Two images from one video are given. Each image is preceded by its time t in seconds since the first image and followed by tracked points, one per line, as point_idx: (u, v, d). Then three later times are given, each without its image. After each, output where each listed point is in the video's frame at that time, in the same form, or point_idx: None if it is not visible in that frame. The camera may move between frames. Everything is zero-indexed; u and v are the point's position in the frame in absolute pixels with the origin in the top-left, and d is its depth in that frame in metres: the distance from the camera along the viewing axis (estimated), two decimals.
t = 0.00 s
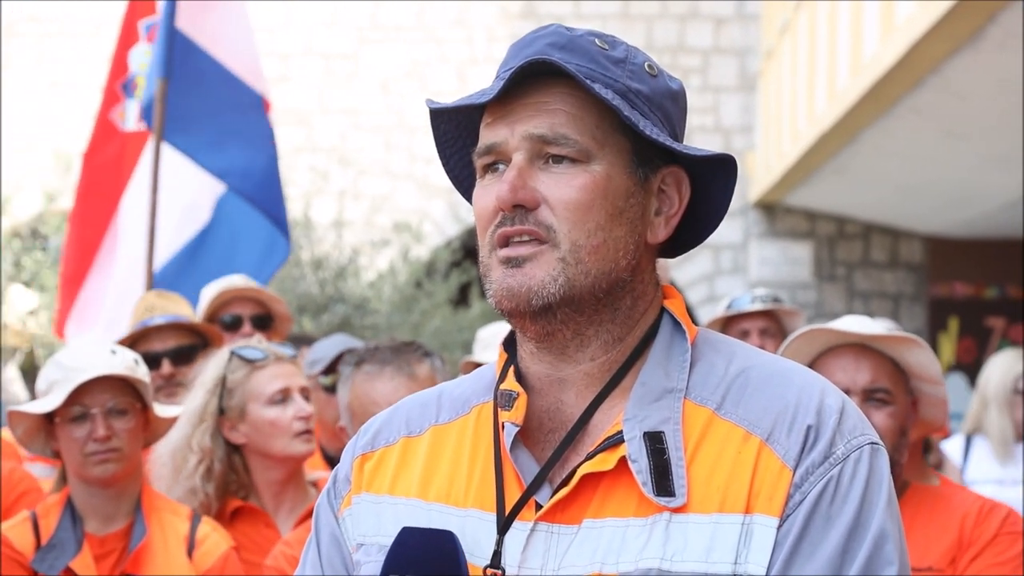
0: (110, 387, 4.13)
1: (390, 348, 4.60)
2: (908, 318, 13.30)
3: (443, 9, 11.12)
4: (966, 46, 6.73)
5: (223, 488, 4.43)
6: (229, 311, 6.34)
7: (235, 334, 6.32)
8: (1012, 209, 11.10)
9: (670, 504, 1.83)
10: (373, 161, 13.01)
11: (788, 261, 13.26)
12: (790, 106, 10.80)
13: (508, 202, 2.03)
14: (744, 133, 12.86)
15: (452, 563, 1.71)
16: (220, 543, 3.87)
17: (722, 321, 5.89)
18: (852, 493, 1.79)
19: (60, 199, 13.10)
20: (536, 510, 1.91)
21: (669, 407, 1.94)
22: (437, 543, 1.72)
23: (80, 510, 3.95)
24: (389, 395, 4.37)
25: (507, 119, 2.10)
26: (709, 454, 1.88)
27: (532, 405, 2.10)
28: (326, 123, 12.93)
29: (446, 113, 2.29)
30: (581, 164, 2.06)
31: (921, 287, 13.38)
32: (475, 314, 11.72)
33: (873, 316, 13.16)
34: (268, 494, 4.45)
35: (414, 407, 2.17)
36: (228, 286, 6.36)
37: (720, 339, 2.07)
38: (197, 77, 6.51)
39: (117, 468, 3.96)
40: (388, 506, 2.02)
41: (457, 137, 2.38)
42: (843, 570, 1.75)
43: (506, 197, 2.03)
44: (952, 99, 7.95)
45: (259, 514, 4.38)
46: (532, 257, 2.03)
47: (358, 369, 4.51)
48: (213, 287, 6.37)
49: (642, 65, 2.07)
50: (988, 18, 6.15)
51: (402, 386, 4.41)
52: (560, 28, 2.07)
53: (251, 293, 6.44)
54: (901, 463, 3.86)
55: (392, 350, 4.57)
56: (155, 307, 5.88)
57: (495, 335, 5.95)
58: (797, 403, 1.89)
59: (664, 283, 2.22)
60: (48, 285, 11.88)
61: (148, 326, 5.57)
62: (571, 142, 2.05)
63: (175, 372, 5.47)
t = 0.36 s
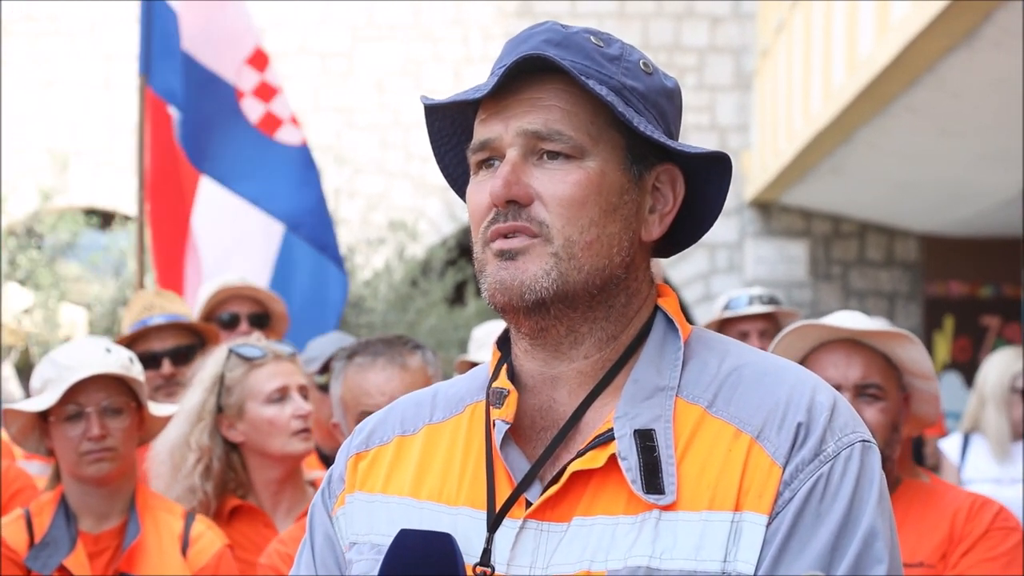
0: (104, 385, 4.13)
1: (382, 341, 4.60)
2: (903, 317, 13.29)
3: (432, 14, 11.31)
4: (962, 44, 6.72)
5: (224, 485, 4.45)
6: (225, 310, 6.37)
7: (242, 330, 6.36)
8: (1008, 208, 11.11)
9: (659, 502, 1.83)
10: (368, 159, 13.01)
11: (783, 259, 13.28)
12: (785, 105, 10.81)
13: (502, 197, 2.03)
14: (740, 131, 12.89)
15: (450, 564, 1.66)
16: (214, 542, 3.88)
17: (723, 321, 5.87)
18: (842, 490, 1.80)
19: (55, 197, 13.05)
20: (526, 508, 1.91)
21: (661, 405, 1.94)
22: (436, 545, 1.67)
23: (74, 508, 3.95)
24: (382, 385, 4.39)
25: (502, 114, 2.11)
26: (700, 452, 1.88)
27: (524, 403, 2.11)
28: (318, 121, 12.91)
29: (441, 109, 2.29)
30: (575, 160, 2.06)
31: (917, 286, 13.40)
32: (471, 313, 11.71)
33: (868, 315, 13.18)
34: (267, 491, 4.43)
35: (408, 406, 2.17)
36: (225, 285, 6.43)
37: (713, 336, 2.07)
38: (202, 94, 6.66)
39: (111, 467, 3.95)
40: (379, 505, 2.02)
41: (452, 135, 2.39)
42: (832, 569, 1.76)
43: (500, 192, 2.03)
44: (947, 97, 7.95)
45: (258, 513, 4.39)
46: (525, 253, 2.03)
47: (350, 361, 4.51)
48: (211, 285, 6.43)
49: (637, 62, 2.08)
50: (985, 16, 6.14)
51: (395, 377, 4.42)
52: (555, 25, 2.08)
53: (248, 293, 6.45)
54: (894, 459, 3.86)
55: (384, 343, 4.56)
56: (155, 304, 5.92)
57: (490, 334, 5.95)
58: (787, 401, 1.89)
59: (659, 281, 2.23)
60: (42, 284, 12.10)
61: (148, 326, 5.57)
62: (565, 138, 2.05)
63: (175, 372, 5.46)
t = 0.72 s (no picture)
0: (103, 381, 4.14)
1: (381, 338, 4.62)
2: (903, 316, 13.38)
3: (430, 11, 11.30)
4: (961, 43, 6.73)
5: (225, 481, 4.45)
6: (224, 306, 6.42)
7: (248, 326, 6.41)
8: (1006, 208, 11.12)
9: (655, 498, 1.85)
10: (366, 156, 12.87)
11: (783, 258, 13.27)
12: (784, 104, 10.81)
13: (496, 201, 2.05)
14: (739, 130, 12.78)
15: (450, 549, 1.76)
16: (213, 537, 3.90)
17: (723, 320, 5.87)
18: (839, 488, 1.82)
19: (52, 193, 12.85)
20: (521, 505, 1.93)
21: (657, 402, 1.96)
22: (436, 534, 1.77)
23: (74, 503, 3.97)
24: (380, 382, 4.41)
25: (496, 115, 2.12)
26: (696, 449, 1.89)
27: (520, 400, 2.13)
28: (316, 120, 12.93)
29: (434, 108, 2.31)
30: (570, 162, 2.07)
31: (915, 286, 13.45)
32: (469, 311, 11.72)
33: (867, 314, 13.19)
34: (267, 488, 4.45)
35: (404, 400, 2.19)
36: (225, 280, 6.42)
37: (708, 333, 2.09)
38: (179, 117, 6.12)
39: (110, 463, 3.98)
40: (375, 498, 2.04)
41: (444, 133, 2.40)
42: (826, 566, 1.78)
43: (494, 196, 2.05)
44: (945, 97, 7.96)
45: (260, 511, 4.40)
46: (520, 256, 2.05)
47: (348, 358, 4.53)
48: (210, 280, 6.42)
49: (630, 59, 2.09)
50: (985, 15, 6.14)
51: (393, 374, 4.44)
52: (547, 22, 2.09)
53: (246, 289, 6.49)
54: (893, 460, 3.88)
55: (383, 340, 4.59)
56: (167, 302, 5.82)
57: (488, 332, 5.97)
58: (784, 398, 1.91)
59: (654, 278, 2.25)
60: (41, 280, 12.32)
61: (162, 327, 5.60)
62: (559, 139, 2.07)
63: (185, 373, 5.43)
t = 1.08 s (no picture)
0: (111, 380, 4.14)
1: (387, 339, 4.61)
2: (908, 314, 13.29)
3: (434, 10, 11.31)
4: (966, 41, 6.72)
5: (236, 482, 4.47)
6: (229, 305, 6.40)
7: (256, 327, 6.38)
8: (1011, 206, 11.11)
9: (665, 491, 1.84)
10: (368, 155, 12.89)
11: (787, 257, 13.30)
12: (788, 102, 10.81)
13: (506, 204, 2.05)
14: (743, 128, 12.78)
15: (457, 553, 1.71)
16: (221, 537, 3.90)
17: (732, 320, 5.85)
18: (849, 482, 1.82)
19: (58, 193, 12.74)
20: (532, 498, 1.93)
21: (667, 397, 1.96)
22: (443, 535, 1.73)
23: (82, 503, 3.98)
24: (385, 384, 4.41)
25: (505, 119, 2.12)
26: (706, 443, 1.89)
27: (531, 396, 2.12)
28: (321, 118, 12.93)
29: (445, 110, 2.30)
30: (579, 165, 2.07)
31: (921, 283, 13.39)
32: (475, 310, 11.72)
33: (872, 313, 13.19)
34: (277, 488, 4.45)
35: (414, 395, 2.19)
36: (230, 279, 6.38)
37: (718, 330, 2.09)
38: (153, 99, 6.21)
39: (119, 463, 3.98)
40: (384, 492, 2.04)
41: (453, 134, 2.40)
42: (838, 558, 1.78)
43: (504, 199, 2.05)
44: (949, 94, 7.95)
45: (270, 512, 4.39)
46: (530, 259, 2.05)
47: (355, 359, 4.54)
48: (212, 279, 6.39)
49: (639, 61, 2.09)
50: (990, 12, 6.13)
51: (399, 375, 4.44)
52: (556, 24, 2.09)
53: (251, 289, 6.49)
54: (900, 465, 3.89)
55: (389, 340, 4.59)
56: (182, 304, 5.69)
57: (495, 331, 5.96)
58: (794, 393, 1.91)
59: (664, 278, 2.24)
60: (48, 280, 11.94)
61: (177, 329, 5.54)
62: (569, 142, 2.06)
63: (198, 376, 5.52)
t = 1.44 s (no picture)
0: (115, 385, 4.14)
1: (390, 343, 4.61)
2: (911, 315, 13.33)
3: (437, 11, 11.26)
4: (970, 41, 6.70)
5: (240, 488, 4.46)
6: (232, 311, 6.39)
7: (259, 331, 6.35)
8: (1016, 207, 11.07)
9: (673, 497, 1.84)
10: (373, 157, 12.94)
11: (790, 258, 13.26)
12: (793, 101, 10.78)
13: (514, 206, 2.04)
14: (746, 130, 12.76)
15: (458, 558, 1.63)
16: (225, 542, 3.89)
17: (734, 322, 5.86)
18: (856, 486, 1.81)
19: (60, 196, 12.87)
20: (540, 504, 1.92)
21: (674, 403, 1.95)
22: (443, 542, 1.65)
23: (86, 508, 3.97)
24: (389, 389, 4.40)
25: (513, 123, 2.11)
26: (714, 449, 1.88)
27: (538, 401, 2.12)
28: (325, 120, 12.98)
29: (453, 115, 2.30)
30: (587, 168, 2.06)
31: (925, 284, 13.39)
32: (478, 313, 11.69)
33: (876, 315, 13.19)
34: (281, 492, 4.45)
35: (421, 402, 2.19)
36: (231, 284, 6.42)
37: (726, 335, 2.08)
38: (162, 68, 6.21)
39: (122, 469, 3.97)
40: (392, 500, 2.03)
41: (462, 138, 2.39)
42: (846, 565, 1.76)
43: (512, 202, 2.04)
44: (954, 95, 7.93)
45: (274, 515, 4.39)
46: (538, 262, 2.04)
47: (358, 364, 4.53)
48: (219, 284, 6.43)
49: (647, 65, 2.09)
50: (994, 13, 6.11)
51: (402, 380, 4.43)
52: (565, 29, 2.08)
53: (254, 293, 6.49)
54: (903, 468, 3.87)
55: (392, 344, 4.60)
56: (186, 311, 5.82)
57: (498, 333, 5.96)
58: (802, 398, 1.90)
59: (671, 282, 2.23)
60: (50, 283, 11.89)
61: (178, 338, 5.61)
62: (577, 146, 2.06)
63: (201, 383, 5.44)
